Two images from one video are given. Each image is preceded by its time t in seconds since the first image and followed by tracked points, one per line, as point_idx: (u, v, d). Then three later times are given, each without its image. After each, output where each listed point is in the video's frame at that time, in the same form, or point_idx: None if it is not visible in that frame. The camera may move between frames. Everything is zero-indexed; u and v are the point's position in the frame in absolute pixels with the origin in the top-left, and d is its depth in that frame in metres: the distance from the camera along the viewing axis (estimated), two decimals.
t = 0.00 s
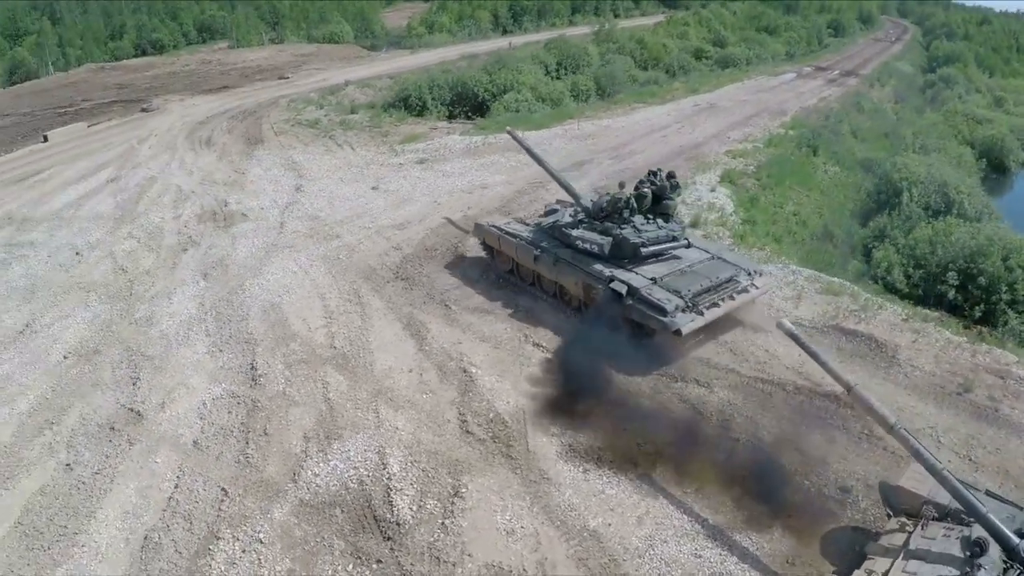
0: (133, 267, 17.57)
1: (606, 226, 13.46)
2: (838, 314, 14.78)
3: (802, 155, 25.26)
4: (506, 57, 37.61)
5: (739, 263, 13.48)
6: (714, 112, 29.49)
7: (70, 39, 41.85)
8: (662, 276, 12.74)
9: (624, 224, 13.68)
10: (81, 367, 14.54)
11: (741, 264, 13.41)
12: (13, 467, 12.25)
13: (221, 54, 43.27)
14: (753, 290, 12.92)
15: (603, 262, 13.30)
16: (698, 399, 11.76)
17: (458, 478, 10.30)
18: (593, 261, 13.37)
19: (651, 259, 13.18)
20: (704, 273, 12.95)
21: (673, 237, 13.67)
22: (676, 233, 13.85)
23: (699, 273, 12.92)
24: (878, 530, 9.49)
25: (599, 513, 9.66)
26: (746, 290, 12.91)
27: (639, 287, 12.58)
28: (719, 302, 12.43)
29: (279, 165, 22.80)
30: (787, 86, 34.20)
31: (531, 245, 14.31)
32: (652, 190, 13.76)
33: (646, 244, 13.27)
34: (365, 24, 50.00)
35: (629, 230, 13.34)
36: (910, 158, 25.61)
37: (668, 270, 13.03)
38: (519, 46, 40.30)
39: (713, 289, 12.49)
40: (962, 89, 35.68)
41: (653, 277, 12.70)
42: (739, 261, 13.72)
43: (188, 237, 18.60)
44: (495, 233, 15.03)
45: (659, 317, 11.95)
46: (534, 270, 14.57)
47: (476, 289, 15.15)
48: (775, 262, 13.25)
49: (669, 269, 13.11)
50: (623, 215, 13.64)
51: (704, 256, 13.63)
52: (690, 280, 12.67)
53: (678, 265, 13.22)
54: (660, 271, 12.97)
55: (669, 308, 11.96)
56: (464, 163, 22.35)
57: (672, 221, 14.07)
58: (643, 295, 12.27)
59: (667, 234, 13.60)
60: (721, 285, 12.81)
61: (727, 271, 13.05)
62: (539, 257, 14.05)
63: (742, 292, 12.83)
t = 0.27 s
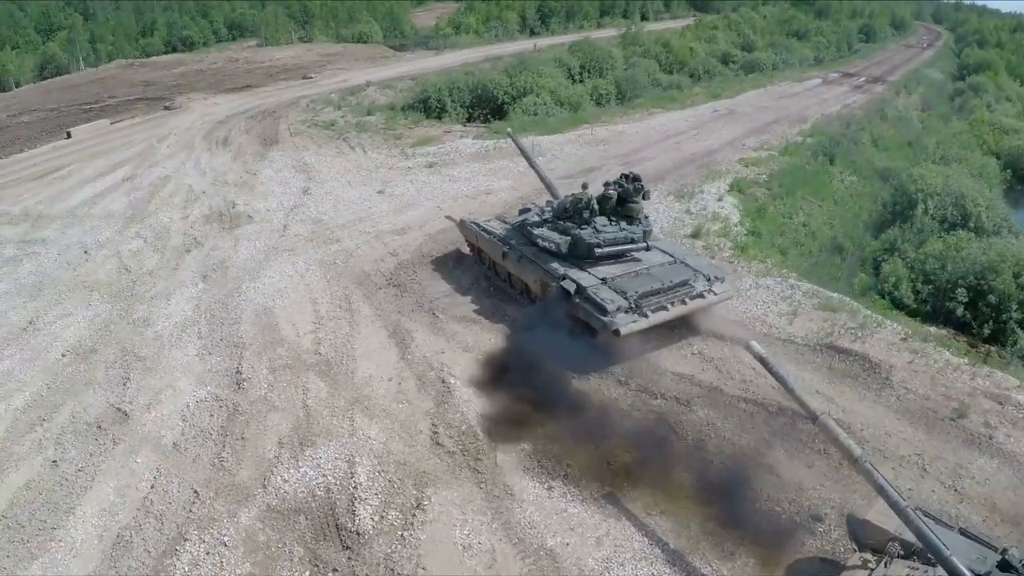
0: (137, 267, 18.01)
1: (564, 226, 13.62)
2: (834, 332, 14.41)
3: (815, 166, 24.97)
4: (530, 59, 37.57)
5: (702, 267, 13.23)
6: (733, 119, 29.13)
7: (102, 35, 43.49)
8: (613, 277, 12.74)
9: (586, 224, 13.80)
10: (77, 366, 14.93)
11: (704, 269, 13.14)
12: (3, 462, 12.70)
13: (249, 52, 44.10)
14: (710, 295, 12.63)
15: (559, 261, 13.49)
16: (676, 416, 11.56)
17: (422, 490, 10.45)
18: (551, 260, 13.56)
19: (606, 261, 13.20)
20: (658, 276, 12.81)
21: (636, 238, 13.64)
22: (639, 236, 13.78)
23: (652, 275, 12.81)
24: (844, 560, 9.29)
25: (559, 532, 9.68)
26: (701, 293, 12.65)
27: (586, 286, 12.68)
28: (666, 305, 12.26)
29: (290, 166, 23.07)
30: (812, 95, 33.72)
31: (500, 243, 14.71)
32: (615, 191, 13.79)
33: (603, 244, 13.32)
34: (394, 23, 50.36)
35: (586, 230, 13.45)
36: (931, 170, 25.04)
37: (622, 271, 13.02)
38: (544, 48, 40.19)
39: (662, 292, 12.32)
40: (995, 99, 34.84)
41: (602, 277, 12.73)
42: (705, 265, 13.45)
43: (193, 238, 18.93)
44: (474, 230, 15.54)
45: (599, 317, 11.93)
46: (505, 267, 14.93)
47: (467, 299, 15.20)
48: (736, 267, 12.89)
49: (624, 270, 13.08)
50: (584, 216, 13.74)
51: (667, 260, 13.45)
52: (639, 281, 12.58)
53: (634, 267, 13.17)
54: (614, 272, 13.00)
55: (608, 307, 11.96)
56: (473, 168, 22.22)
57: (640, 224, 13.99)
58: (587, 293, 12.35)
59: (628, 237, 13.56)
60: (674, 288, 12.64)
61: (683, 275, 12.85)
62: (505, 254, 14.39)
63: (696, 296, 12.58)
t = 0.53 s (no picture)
0: (133, 271, 18.39)
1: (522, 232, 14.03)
2: (819, 352, 14.08)
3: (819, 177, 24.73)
4: (544, 63, 37.55)
5: (653, 278, 13.40)
6: (743, 126, 28.87)
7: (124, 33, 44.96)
8: (559, 282, 13.08)
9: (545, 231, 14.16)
10: (67, 370, 15.24)
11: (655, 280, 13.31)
12: None
13: (268, 52, 44.73)
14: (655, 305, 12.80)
15: (514, 263, 13.92)
16: (645, 437, 11.48)
17: (381, 506, 10.74)
18: (507, 262, 13.98)
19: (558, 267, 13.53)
20: (605, 283, 13.07)
21: (592, 246, 13.94)
22: (597, 245, 14.05)
23: (599, 283, 13.08)
24: None
25: (511, 554, 9.86)
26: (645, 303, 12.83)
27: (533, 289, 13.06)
28: (607, 312, 12.52)
29: (292, 171, 23.33)
30: (826, 103, 33.33)
31: (469, 243, 15.20)
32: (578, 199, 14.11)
33: (556, 250, 13.70)
34: (414, 23, 50.48)
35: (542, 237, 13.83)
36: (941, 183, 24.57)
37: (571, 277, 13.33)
38: (560, 51, 40.04)
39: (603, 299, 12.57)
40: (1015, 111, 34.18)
41: (549, 282, 13.08)
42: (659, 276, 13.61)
43: (191, 244, 19.23)
44: (451, 229, 16.04)
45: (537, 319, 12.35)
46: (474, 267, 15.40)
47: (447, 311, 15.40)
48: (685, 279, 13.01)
49: (574, 277, 13.39)
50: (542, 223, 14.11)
51: (620, 269, 13.67)
52: (584, 287, 12.88)
53: (586, 274, 13.47)
54: (563, 278, 13.33)
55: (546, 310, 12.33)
56: (472, 176, 22.19)
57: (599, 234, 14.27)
58: (529, 296, 12.74)
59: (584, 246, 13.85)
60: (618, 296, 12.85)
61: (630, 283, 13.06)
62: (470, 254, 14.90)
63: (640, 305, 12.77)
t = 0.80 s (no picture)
0: (133, 277, 18.92)
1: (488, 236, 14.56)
2: (803, 377, 13.80)
3: (826, 191, 24.38)
4: (562, 67, 37.44)
5: (609, 291, 13.67)
6: (755, 137, 28.59)
7: (150, 29, 46.68)
8: (513, 289, 13.54)
9: (514, 238, 14.63)
10: (62, 376, 15.69)
11: (610, 292, 13.58)
12: None
13: (290, 52, 44.99)
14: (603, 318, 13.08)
15: (479, 267, 14.49)
16: (611, 464, 11.51)
17: (342, 523, 11.00)
18: (472, 265, 14.54)
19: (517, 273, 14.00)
20: (557, 293, 13.45)
21: (555, 255, 14.31)
22: (561, 255, 14.43)
23: (552, 292, 13.47)
24: None
25: None
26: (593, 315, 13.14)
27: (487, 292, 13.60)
28: (552, 321, 12.91)
29: (298, 177, 23.64)
30: (844, 113, 32.86)
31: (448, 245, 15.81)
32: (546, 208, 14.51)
33: (516, 257, 14.15)
34: (438, 24, 50.57)
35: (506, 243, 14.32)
36: (954, 201, 24.10)
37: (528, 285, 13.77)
38: (579, 55, 39.91)
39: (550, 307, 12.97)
40: None
41: (503, 288, 13.57)
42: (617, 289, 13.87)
43: (193, 250, 19.73)
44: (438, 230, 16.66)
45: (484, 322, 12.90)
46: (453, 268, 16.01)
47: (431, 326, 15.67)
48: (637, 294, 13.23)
49: (531, 285, 13.83)
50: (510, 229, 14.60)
51: (579, 280, 13.99)
52: (534, 296, 13.33)
53: (542, 282, 13.89)
54: (519, 284, 13.79)
55: (493, 315, 12.84)
56: (475, 185, 22.31)
57: (567, 244, 14.62)
58: (481, 301, 13.30)
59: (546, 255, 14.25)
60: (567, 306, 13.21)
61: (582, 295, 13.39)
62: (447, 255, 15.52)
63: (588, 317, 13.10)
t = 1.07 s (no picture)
0: (138, 284, 19.53)
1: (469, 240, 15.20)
2: (788, 405, 13.67)
3: (835, 205, 24.06)
4: (582, 71, 37.27)
5: (573, 305, 14.18)
6: (769, 147, 28.32)
7: (176, 28, 47.56)
8: (481, 294, 14.21)
9: (493, 244, 15.24)
10: (61, 381, 16.23)
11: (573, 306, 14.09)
12: None
13: (312, 52, 45.17)
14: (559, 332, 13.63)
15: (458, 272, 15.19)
16: (581, 490, 11.88)
17: (312, 539, 11.61)
18: (452, 270, 15.26)
19: (490, 278, 14.64)
20: (521, 302, 14.04)
21: (528, 263, 14.82)
22: (536, 262, 14.94)
23: (516, 300, 14.07)
24: None
25: None
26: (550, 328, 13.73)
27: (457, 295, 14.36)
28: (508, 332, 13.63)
29: (306, 184, 23.98)
30: (864, 124, 32.43)
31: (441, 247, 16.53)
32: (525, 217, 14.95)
33: (490, 264, 14.74)
34: (462, 24, 50.45)
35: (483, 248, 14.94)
36: (966, 219, 23.72)
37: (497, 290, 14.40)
38: (599, 59, 39.72)
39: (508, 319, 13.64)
40: None
41: (472, 293, 14.26)
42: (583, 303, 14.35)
43: (197, 257, 20.31)
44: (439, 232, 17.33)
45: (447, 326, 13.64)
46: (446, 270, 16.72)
47: (420, 339, 16.04)
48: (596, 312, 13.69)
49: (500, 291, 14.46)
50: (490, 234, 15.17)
51: (548, 289, 14.50)
52: (497, 304, 13.91)
53: (511, 290, 14.41)
54: (489, 289, 14.44)
55: (454, 321, 13.66)
56: (481, 195, 22.46)
57: (544, 252, 15.08)
58: (447, 305, 14.04)
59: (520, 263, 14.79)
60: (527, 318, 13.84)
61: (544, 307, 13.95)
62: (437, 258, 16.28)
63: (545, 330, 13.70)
